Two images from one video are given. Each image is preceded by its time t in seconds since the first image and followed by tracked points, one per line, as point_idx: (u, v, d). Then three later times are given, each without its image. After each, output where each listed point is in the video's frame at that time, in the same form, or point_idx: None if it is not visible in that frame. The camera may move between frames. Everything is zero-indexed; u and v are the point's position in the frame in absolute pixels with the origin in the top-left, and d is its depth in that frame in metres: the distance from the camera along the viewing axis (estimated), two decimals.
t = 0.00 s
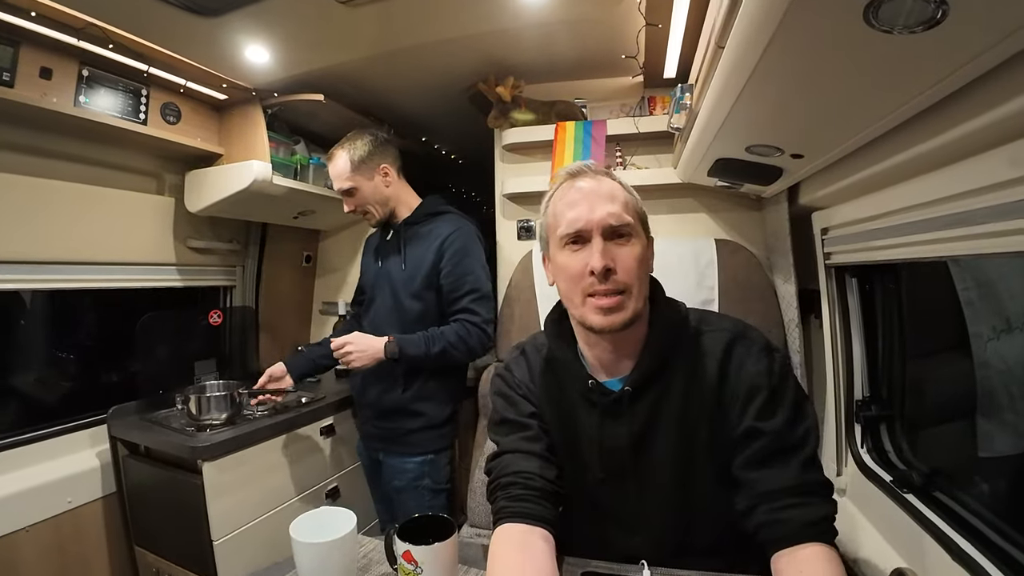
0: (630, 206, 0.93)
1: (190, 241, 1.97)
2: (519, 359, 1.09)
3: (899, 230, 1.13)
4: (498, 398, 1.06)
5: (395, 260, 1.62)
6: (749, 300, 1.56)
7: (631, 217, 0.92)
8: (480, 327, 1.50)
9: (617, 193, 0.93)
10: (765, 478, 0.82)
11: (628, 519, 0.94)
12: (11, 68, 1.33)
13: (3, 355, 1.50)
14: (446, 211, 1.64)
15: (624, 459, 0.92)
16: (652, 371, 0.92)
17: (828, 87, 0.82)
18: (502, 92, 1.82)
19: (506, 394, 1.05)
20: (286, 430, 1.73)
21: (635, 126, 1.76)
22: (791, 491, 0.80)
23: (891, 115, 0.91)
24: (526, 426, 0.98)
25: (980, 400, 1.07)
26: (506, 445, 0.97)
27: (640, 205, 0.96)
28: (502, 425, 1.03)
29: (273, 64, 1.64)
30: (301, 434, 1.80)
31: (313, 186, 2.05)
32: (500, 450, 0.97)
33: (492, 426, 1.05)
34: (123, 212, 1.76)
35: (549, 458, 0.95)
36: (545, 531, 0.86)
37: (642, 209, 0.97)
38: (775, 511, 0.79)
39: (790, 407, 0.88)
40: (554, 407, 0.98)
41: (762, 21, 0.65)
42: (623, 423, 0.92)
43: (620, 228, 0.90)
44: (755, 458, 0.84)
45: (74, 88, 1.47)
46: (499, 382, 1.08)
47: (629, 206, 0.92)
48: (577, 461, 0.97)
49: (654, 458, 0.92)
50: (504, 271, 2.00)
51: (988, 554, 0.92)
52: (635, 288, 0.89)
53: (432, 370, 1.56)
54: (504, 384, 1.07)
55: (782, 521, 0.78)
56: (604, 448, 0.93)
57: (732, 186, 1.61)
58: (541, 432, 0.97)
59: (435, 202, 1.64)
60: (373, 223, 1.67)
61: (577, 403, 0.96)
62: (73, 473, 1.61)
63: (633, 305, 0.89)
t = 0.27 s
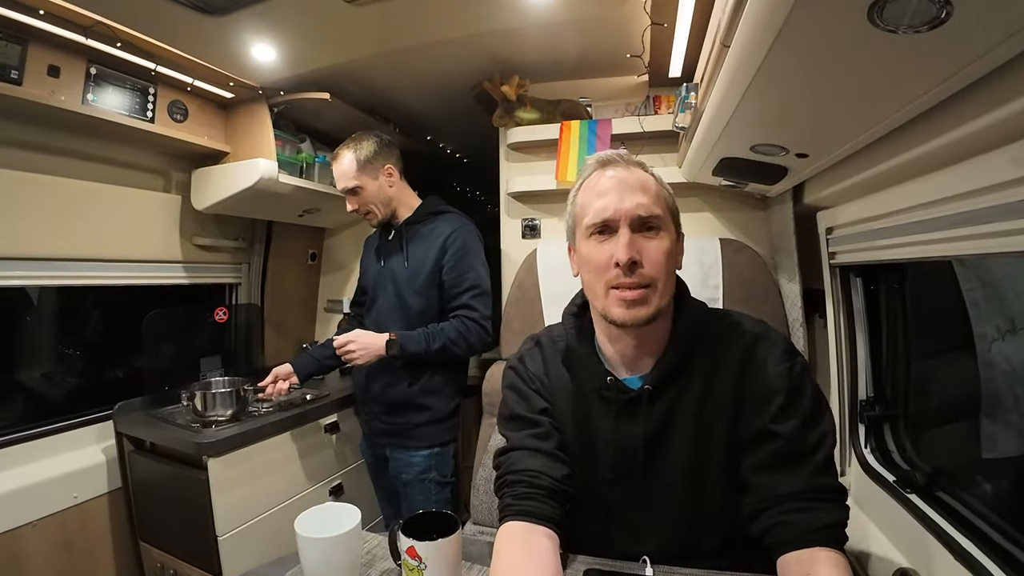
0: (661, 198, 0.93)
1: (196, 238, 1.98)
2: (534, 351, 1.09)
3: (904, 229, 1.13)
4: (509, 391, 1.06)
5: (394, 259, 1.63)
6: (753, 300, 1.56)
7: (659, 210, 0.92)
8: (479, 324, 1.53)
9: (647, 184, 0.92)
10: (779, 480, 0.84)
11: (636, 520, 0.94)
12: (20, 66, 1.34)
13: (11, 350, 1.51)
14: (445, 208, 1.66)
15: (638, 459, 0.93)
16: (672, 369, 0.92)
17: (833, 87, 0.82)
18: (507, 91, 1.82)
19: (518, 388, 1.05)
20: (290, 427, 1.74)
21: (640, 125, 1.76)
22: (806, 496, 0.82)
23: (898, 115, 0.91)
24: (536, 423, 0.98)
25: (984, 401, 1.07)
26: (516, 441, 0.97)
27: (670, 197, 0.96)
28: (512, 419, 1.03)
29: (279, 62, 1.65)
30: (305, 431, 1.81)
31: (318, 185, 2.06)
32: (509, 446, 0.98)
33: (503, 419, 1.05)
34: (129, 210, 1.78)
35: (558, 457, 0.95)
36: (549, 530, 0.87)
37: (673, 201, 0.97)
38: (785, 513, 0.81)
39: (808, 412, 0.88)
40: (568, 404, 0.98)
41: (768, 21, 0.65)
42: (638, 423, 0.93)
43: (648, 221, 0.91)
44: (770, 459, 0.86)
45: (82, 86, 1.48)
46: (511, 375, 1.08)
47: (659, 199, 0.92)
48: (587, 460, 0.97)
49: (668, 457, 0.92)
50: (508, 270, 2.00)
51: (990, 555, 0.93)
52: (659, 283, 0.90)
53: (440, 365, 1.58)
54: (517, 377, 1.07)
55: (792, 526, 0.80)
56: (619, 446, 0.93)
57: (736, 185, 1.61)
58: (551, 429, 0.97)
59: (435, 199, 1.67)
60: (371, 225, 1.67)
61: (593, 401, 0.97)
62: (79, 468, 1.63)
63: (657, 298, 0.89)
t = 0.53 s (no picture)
0: (654, 194, 0.90)
1: (199, 238, 1.99)
2: (546, 346, 1.08)
3: (905, 229, 1.13)
4: (518, 387, 1.05)
5: (394, 259, 1.64)
6: (755, 301, 1.55)
7: (644, 207, 0.89)
8: (480, 323, 1.53)
9: (638, 182, 0.90)
10: (789, 481, 0.85)
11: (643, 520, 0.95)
12: (23, 66, 1.34)
13: (15, 349, 1.53)
14: (445, 207, 1.66)
15: (651, 460, 0.93)
16: (688, 370, 0.92)
17: (834, 87, 0.82)
18: (509, 91, 1.82)
19: (527, 386, 1.03)
20: (291, 425, 1.74)
21: (642, 125, 1.75)
22: (812, 496, 0.82)
23: (899, 114, 0.91)
24: (545, 422, 0.97)
25: (987, 402, 1.06)
26: (523, 439, 0.96)
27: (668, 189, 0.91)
28: (521, 417, 1.02)
29: (281, 63, 1.66)
30: (307, 430, 1.82)
31: (321, 185, 2.06)
32: (516, 444, 0.97)
33: (510, 415, 1.04)
34: (132, 209, 1.78)
35: (565, 458, 0.94)
36: (551, 532, 0.87)
37: (676, 195, 0.93)
38: (787, 511, 0.82)
39: (821, 414, 0.89)
40: (578, 404, 0.98)
41: (767, 20, 0.65)
42: (653, 423, 0.93)
43: (631, 219, 0.88)
44: (780, 458, 0.86)
45: (85, 87, 1.49)
46: (522, 371, 1.06)
47: (645, 196, 0.89)
48: (597, 459, 0.97)
49: (681, 458, 0.92)
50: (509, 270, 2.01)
51: (991, 555, 0.92)
52: (644, 283, 0.87)
53: (438, 364, 1.58)
54: (526, 374, 1.05)
55: (794, 526, 0.80)
56: (632, 446, 0.93)
57: (738, 185, 1.61)
58: (560, 429, 0.97)
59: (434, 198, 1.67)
60: (371, 225, 1.66)
61: (606, 401, 0.97)
62: (82, 466, 1.64)
63: (643, 300, 0.88)
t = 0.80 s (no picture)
0: (598, 213, 0.88)
1: (200, 240, 2.00)
2: (554, 345, 1.07)
3: (903, 227, 1.13)
4: (524, 386, 1.04)
5: (397, 261, 1.64)
6: (754, 301, 1.55)
7: (591, 229, 0.88)
8: (483, 327, 1.54)
9: (588, 201, 0.90)
10: (796, 481, 0.84)
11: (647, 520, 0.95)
12: (24, 70, 1.36)
13: (18, 351, 1.54)
14: (448, 209, 1.66)
15: (659, 462, 0.92)
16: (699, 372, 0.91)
17: (829, 85, 0.82)
18: (507, 92, 1.83)
19: (534, 384, 1.03)
20: (292, 427, 1.74)
21: (640, 125, 1.75)
22: (817, 496, 0.82)
23: (895, 111, 0.91)
24: (550, 423, 0.96)
25: (988, 400, 1.06)
26: (527, 438, 0.96)
27: (620, 205, 0.88)
28: (527, 416, 1.01)
29: (281, 66, 1.67)
30: (308, 431, 1.83)
31: (321, 186, 2.07)
32: (520, 442, 0.97)
33: (515, 413, 1.03)
34: (134, 212, 1.80)
35: (569, 459, 0.94)
36: (552, 533, 0.86)
37: (630, 207, 0.88)
38: (790, 510, 0.82)
39: (832, 418, 0.88)
40: (584, 404, 0.97)
41: (761, 20, 0.66)
42: (662, 425, 0.92)
43: (580, 242, 0.89)
44: (788, 459, 0.86)
45: (86, 91, 1.50)
46: (529, 369, 1.06)
47: (594, 217, 0.88)
48: (603, 458, 0.97)
49: (688, 459, 0.92)
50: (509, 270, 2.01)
51: (991, 554, 0.92)
52: (594, 305, 0.89)
53: (432, 369, 1.57)
54: (534, 373, 1.05)
55: (796, 524, 0.80)
56: (640, 447, 0.93)
57: (737, 185, 1.61)
58: (566, 430, 0.96)
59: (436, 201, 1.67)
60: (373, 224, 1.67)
61: (614, 402, 0.96)
62: (85, 467, 1.65)
63: (595, 320, 0.90)
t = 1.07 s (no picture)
0: (585, 217, 0.89)
1: (200, 244, 2.02)
2: (553, 344, 1.07)
3: (900, 224, 1.13)
4: (523, 386, 1.04)
5: (401, 263, 1.64)
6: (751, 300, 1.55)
7: (580, 234, 0.88)
8: (489, 330, 1.55)
9: (576, 205, 0.90)
10: (796, 480, 0.84)
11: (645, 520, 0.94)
12: (23, 77, 1.37)
13: (19, 355, 1.55)
14: (454, 212, 1.67)
15: (658, 463, 0.92)
16: (699, 373, 0.90)
17: (820, 82, 0.83)
18: (503, 94, 1.84)
19: (532, 384, 1.02)
20: (291, 429, 1.75)
21: (637, 125, 1.76)
22: (816, 495, 0.82)
23: (888, 107, 0.91)
24: (549, 423, 0.96)
25: (989, 398, 1.06)
26: (525, 438, 0.96)
27: (606, 208, 0.88)
28: (526, 416, 1.00)
29: (279, 70, 1.68)
30: (308, 433, 1.83)
31: (320, 190, 2.08)
32: (518, 442, 0.97)
33: (514, 412, 1.03)
34: (134, 216, 1.81)
35: (567, 460, 0.93)
36: (548, 533, 0.87)
37: (618, 209, 0.88)
38: (790, 510, 0.81)
39: (832, 417, 0.87)
40: (582, 404, 0.97)
41: (749, 17, 0.66)
42: (660, 426, 0.92)
43: (570, 247, 0.90)
44: (788, 458, 0.85)
45: (85, 96, 1.51)
46: (528, 369, 1.05)
47: (581, 222, 0.88)
48: (602, 459, 0.97)
49: (687, 459, 0.92)
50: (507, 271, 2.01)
51: (990, 553, 0.92)
52: (587, 309, 0.89)
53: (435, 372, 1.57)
54: (532, 373, 1.04)
55: (796, 525, 0.80)
56: (640, 448, 0.93)
57: (734, 184, 1.61)
58: (565, 430, 0.96)
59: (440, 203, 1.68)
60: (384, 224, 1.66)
61: (613, 402, 0.96)
62: (86, 471, 1.66)
63: (589, 324, 0.90)
